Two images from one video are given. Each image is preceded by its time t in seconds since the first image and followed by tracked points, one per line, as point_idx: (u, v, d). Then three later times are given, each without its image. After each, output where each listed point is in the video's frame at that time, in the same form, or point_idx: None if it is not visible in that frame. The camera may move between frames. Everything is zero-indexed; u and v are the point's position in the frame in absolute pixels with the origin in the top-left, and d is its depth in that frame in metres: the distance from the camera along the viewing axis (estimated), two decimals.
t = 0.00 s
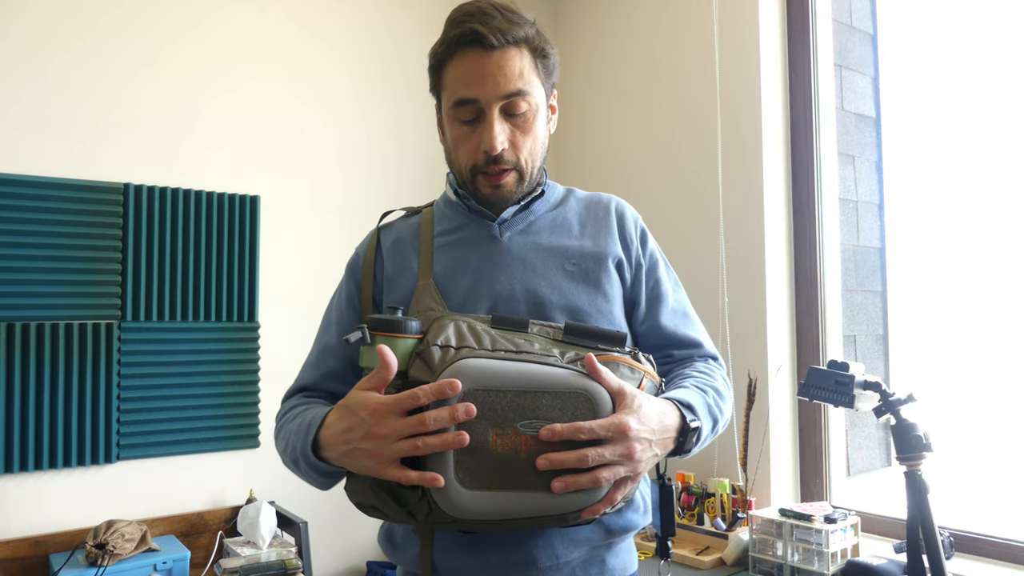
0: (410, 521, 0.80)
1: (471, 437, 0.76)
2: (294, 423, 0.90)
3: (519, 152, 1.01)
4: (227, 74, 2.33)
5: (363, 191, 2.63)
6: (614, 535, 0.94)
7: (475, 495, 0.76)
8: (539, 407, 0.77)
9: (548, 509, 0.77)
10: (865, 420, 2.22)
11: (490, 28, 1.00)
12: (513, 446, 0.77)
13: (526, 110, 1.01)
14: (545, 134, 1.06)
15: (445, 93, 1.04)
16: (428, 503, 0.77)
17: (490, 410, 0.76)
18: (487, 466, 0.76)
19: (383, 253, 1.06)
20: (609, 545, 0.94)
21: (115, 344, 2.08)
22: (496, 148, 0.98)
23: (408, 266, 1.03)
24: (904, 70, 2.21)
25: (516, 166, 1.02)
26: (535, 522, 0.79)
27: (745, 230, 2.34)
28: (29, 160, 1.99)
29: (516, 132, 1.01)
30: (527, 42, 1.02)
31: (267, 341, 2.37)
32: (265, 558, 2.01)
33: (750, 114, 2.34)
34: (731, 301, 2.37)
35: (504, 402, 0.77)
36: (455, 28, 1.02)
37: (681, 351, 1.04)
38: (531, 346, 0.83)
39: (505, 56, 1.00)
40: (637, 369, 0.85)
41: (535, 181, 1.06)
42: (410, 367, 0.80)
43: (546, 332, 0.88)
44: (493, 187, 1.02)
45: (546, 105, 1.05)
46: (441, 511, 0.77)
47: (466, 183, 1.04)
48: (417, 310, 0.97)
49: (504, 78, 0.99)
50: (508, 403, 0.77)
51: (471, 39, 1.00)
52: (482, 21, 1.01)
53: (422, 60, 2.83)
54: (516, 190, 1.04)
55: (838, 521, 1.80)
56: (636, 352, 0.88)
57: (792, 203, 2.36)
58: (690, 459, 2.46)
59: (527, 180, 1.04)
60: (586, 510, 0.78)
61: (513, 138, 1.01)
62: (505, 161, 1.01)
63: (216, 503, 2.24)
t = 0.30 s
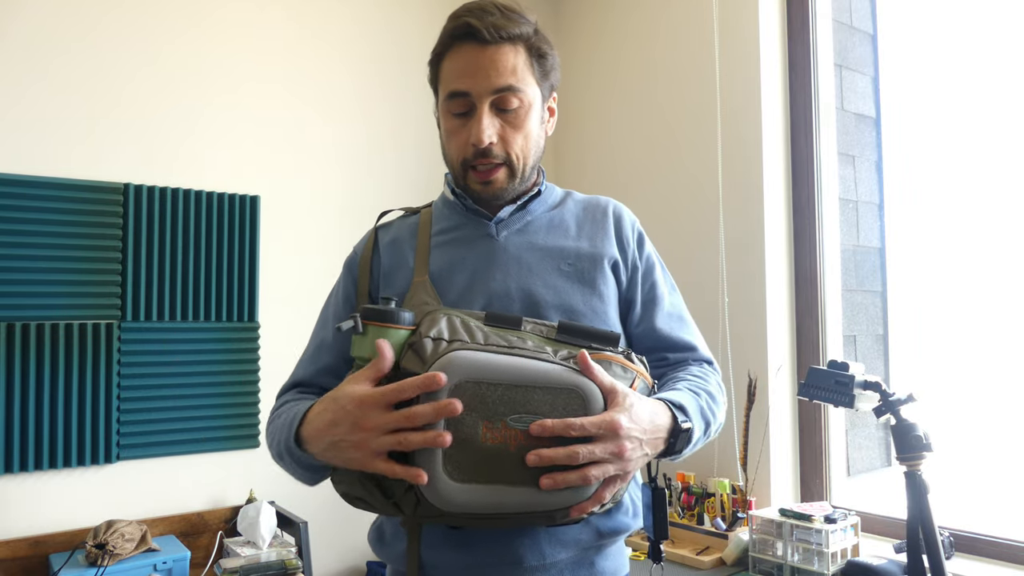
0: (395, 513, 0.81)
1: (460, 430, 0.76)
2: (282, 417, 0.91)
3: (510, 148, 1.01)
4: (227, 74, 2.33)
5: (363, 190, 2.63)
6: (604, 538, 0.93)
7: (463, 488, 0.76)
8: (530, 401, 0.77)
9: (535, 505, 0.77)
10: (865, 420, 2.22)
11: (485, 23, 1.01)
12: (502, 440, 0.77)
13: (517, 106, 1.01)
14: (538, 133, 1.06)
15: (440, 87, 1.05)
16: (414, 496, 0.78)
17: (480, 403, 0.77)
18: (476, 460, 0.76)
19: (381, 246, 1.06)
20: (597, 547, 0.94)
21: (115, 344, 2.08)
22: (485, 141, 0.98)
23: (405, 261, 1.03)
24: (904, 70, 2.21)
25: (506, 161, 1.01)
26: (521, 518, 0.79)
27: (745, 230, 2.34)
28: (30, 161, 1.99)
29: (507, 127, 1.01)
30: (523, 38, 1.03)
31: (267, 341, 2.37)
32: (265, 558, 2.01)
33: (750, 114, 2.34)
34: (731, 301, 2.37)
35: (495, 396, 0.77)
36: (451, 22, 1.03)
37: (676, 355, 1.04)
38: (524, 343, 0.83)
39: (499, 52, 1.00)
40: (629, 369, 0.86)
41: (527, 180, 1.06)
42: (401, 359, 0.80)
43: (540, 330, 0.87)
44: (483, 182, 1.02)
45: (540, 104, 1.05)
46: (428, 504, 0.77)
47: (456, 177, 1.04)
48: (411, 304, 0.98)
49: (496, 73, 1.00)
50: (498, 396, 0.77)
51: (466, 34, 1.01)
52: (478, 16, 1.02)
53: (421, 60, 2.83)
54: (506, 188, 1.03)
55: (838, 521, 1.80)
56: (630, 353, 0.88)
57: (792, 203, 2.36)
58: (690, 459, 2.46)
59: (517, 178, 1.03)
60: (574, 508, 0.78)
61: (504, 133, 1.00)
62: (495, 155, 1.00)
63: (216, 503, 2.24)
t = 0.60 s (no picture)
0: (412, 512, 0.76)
1: (491, 427, 0.73)
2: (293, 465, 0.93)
3: (500, 129, 1.01)
4: (227, 73, 2.33)
5: (363, 190, 2.62)
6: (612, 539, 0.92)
7: (493, 487, 0.72)
8: (558, 400, 0.75)
9: (559, 505, 0.74)
10: (865, 420, 2.22)
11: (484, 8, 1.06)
12: (530, 438, 0.74)
13: (509, 89, 1.03)
14: (529, 123, 1.07)
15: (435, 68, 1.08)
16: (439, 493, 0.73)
17: (510, 400, 0.74)
18: (506, 457, 0.73)
19: (370, 254, 1.05)
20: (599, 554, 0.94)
21: (115, 344, 2.07)
22: (476, 116, 0.99)
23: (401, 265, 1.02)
24: (904, 70, 2.21)
25: (495, 142, 1.01)
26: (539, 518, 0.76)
27: (745, 229, 2.34)
28: (29, 161, 1.99)
29: (498, 108, 1.02)
30: (518, 31, 1.08)
31: (267, 341, 2.37)
32: (265, 558, 2.01)
33: (750, 114, 2.34)
34: (732, 301, 2.37)
35: (524, 393, 0.74)
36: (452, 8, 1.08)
37: (673, 364, 1.03)
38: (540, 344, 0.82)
39: (495, 36, 1.04)
40: (643, 370, 0.83)
41: (516, 169, 1.05)
42: (422, 353, 0.77)
43: (551, 331, 0.86)
44: (471, 161, 1.01)
45: (532, 95, 1.07)
46: (453, 502, 0.73)
47: (445, 158, 1.03)
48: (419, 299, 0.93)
49: (491, 53, 1.03)
50: (528, 393, 0.74)
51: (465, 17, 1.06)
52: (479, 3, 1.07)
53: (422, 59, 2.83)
54: (494, 170, 1.02)
55: (838, 521, 1.80)
56: (642, 355, 0.88)
57: (792, 203, 2.36)
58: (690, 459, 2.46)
59: (506, 162, 1.03)
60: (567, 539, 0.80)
61: (495, 113, 1.01)
62: (484, 133, 1.00)
63: (216, 503, 2.24)
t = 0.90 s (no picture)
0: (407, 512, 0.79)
1: (483, 426, 0.72)
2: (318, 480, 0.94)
3: (485, 119, 1.01)
4: (227, 73, 2.33)
5: (362, 190, 2.62)
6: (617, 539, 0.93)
7: (486, 486, 0.71)
8: (551, 397, 0.74)
9: (555, 504, 0.74)
10: (865, 420, 2.22)
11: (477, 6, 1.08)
12: (524, 436, 0.73)
13: (496, 82, 1.05)
14: (515, 119, 1.07)
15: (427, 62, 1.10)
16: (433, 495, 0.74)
17: (502, 398, 0.73)
18: (499, 456, 0.72)
19: (364, 259, 1.04)
20: (601, 554, 0.94)
21: (115, 344, 2.08)
22: (460, 102, 0.99)
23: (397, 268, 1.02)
24: (904, 70, 2.21)
25: (479, 131, 1.01)
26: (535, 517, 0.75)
27: (745, 229, 2.34)
28: (30, 161, 1.99)
29: (484, 99, 1.03)
30: (509, 31, 1.10)
31: (267, 341, 2.37)
32: (265, 558, 2.01)
33: (750, 114, 2.34)
34: (732, 301, 2.37)
35: (516, 391, 0.73)
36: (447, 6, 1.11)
37: (675, 359, 1.04)
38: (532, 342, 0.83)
39: (486, 32, 1.07)
40: (638, 365, 0.83)
41: (499, 163, 1.05)
42: (413, 354, 0.78)
43: (544, 330, 0.86)
44: (454, 149, 1.01)
45: (519, 92, 1.08)
46: (446, 504, 0.73)
47: (429, 149, 1.03)
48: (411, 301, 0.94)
49: (481, 47, 1.05)
50: (520, 391, 0.74)
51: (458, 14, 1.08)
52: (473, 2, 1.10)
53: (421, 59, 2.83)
54: (476, 160, 1.02)
55: (838, 521, 1.80)
56: (637, 351, 0.88)
57: (792, 203, 2.36)
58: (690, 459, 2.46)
59: (489, 153, 1.02)
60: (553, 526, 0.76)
61: (480, 103, 1.02)
62: (468, 121, 1.00)
63: (216, 503, 2.24)
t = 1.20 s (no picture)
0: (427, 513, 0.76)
1: (510, 424, 0.71)
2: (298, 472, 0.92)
3: (501, 114, 1.02)
4: (227, 73, 2.33)
5: (362, 190, 2.62)
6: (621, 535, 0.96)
7: (515, 486, 0.71)
8: (575, 395, 0.74)
9: (579, 502, 0.74)
10: (865, 420, 2.23)
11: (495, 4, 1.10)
12: (549, 435, 0.73)
13: (512, 79, 1.05)
14: (529, 118, 1.08)
15: (441, 58, 1.11)
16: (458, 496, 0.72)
17: (528, 396, 0.72)
18: (526, 455, 0.72)
19: (367, 258, 1.03)
20: (606, 554, 0.95)
21: (115, 344, 2.07)
22: (478, 96, 1.00)
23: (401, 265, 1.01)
24: (904, 70, 2.21)
25: (494, 125, 1.01)
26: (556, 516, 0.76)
27: (745, 229, 2.34)
28: (30, 161, 1.99)
29: (500, 95, 1.03)
30: (524, 30, 1.11)
31: (267, 341, 2.37)
32: (265, 558, 2.01)
33: (750, 113, 2.34)
34: (731, 301, 2.37)
35: (542, 389, 0.73)
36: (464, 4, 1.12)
37: (682, 362, 1.11)
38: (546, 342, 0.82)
39: (503, 30, 1.08)
40: (652, 365, 0.84)
41: (512, 160, 1.05)
42: (433, 354, 0.77)
43: (558, 330, 0.86)
44: (468, 143, 1.01)
45: (533, 91, 1.09)
46: (473, 505, 0.71)
47: (442, 142, 1.03)
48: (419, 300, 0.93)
49: (498, 44, 1.06)
50: (545, 389, 0.73)
51: (475, 11, 1.10)
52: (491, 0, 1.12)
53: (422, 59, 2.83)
54: (490, 155, 1.02)
55: (838, 521, 1.80)
56: (650, 352, 0.88)
57: (792, 203, 2.36)
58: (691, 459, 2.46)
59: (503, 149, 1.03)
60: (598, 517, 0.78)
61: (497, 98, 1.02)
62: (485, 115, 1.01)
63: (216, 503, 2.24)
